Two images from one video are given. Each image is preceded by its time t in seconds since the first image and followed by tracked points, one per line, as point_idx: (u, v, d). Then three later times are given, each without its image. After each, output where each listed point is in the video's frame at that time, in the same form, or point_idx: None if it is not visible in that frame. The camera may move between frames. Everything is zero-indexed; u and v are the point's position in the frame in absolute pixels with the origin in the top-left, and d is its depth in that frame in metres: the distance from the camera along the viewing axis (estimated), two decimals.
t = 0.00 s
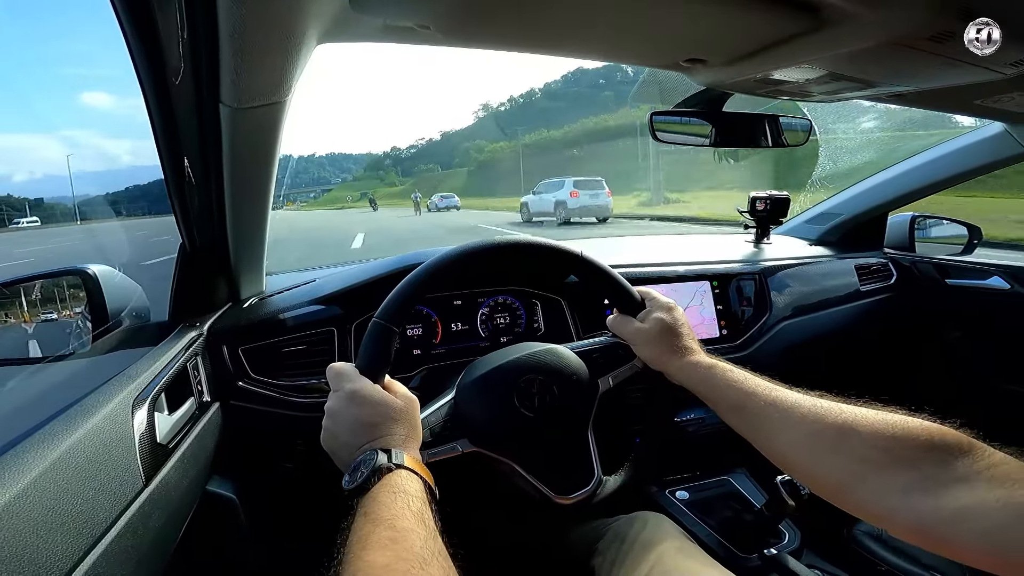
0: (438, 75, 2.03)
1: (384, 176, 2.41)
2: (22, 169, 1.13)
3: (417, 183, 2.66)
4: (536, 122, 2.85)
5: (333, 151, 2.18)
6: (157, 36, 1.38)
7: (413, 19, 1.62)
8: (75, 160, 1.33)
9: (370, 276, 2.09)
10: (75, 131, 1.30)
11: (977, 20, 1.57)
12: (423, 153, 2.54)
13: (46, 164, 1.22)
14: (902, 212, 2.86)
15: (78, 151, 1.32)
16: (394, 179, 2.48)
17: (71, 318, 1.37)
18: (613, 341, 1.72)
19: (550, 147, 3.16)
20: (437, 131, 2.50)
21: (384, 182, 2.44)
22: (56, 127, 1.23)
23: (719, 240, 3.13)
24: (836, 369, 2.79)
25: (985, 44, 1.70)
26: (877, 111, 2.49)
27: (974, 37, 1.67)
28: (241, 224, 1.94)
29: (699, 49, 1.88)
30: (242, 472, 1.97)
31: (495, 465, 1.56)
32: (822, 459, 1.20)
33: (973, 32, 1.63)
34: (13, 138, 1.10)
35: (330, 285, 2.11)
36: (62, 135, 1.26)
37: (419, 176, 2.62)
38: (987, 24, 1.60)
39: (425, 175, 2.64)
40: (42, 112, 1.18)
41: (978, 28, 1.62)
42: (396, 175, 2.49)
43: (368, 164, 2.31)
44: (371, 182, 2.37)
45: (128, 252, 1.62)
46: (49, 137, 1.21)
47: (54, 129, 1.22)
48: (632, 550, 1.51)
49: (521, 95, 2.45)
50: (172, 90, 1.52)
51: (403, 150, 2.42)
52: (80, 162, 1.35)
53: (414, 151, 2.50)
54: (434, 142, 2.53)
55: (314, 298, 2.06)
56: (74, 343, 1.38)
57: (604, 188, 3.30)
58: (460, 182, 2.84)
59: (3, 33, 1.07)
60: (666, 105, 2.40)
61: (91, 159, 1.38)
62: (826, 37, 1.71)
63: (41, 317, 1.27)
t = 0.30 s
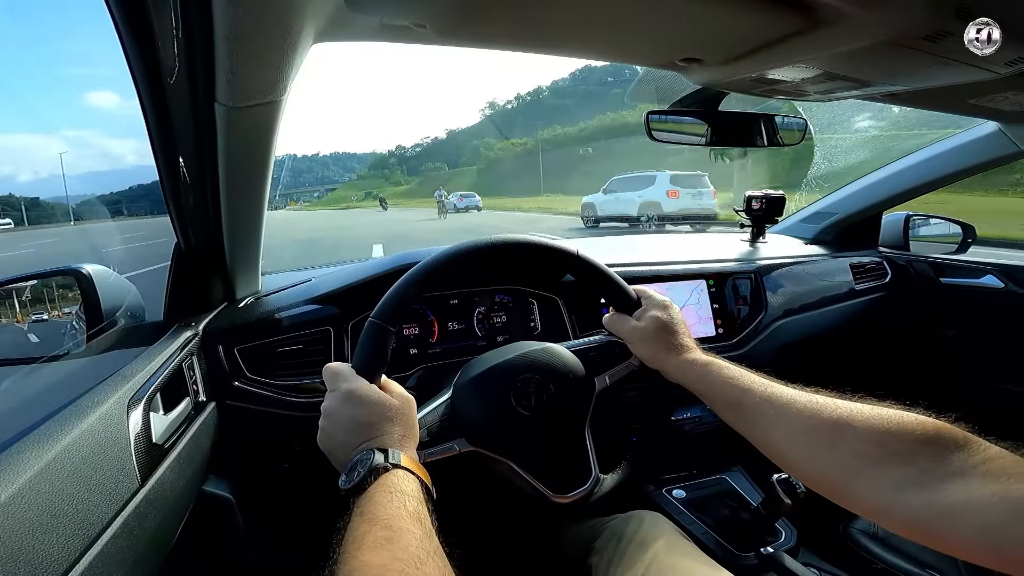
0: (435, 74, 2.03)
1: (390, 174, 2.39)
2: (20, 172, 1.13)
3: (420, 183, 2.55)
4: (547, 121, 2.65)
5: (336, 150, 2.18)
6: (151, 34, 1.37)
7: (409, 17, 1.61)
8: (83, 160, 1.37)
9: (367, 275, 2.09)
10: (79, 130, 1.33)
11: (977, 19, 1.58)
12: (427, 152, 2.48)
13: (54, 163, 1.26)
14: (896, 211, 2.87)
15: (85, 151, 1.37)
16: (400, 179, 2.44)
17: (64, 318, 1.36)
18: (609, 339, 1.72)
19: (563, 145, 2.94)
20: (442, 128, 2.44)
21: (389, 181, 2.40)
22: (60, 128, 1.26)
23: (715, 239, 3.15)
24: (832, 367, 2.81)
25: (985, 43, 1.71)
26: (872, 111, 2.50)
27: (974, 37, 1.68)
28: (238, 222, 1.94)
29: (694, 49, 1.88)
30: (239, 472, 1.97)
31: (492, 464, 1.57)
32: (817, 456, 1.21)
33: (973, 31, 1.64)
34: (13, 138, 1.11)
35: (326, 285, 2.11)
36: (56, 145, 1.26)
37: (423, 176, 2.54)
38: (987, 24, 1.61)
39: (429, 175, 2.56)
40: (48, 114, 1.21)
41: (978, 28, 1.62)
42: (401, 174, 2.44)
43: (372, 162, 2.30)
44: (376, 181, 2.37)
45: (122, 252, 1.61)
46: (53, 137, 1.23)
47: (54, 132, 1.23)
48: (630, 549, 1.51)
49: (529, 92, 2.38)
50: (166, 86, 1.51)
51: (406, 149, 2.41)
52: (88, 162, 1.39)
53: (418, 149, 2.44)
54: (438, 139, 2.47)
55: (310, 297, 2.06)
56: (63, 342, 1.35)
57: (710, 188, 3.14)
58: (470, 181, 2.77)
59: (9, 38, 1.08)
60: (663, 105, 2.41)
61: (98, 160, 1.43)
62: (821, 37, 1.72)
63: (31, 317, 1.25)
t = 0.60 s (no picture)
0: (434, 74, 2.02)
1: (396, 173, 2.38)
2: (4, 167, 1.12)
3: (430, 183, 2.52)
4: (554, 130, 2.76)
5: (340, 149, 2.21)
6: (144, 36, 1.38)
7: (405, 17, 1.61)
8: (91, 159, 1.43)
9: (364, 276, 2.08)
10: (88, 130, 1.40)
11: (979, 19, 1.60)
12: (434, 151, 2.45)
13: (66, 163, 1.33)
14: (891, 208, 2.89)
15: (91, 152, 1.42)
16: (406, 178, 2.42)
17: (59, 321, 1.36)
18: (606, 337, 1.73)
19: (581, 141, 2.89)
20: (449, 127, 2.43)
21: (395, 181, 2.40)
22: (71, 128, 1.33)
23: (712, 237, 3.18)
24: (828, 364, 2.82)
25: (986, 44, 1.73)
26: (867, 108, 2.51)
27: (975, 37, 1.70)
28: (235, 223, 1.94)
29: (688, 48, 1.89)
30: (238, 473, 1.97)
31: (491, 464, 1.57)
32: (816, 453, 1.21)
33: (974, 31, 1.67)
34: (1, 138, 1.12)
35: (323, 285, 2.10)
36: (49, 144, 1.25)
37: (432, 175, 2.50)
38: (988, 24, 1.63)
39: (439, 173, 2.51)
40: (62, 111, 1.28)
41: (979, 28, 1.65)
42: (408, 173, 2.42)
43: (377, 161, 2.31)
44: (380, 181, 2.36)
45: (117, 253, 1.60)
46: (62, 138, 1.30)
47: (67, 129, 1.31)
48: (629, 547, 1.52)
49: (536, 91, 2.41)
50: (160, 87, 1.51)
51: (412, 146, 2.37)
52: (95, 160, 1.45)
53: (424, 148, 2.41)
54: (446, 138, 2.45)
55: (307, 298, 2.05)
56: (56, 346, 1.34)
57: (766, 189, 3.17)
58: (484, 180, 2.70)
59: (18, 39, 1.12)
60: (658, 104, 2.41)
61: (105, 160, 1.49)
62: (814, 35, 1.73)
63: (23, 319, 1.23)
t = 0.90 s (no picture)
0: (428, 78, 2.02)
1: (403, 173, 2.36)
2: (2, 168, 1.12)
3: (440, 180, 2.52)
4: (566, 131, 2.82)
5: (345, 149, 2.21)
6: (138, 40, 1.40)
7: (399, 20, 1.61)
8: (98, 159, 1.47)
9: (360, 279, 2.08)
10: (96, 130, 1.46)
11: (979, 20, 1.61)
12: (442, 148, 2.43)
13: (71, 162, 1.36)
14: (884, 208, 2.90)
15: (99, 152, 1.47)
16: (413, 177, 2.41)
17: (53, 327, 1.35)
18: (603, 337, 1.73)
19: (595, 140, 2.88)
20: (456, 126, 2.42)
21: (404, 181, 2.39)
22: (76, 127, 1.37)
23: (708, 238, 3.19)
24: (825, 364, 2.83)
25: (985, 43, 1.74)
26: (859, 109, 2.53)
27: (974, 37, 1.71)
28: (230, 227, 1.94)
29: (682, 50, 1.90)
30: (235, 478, 1.96)
31: (491, 467, 1.57)
32: (811, 449, 1.21)
33: (974, 31, 1.67)
34: None
35: (319, 289, 2.10)
36: (38, 143, 1.24)
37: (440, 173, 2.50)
38: (987, 24, 1.64)
39: (448, 171, 2.50)
40: (72, 113, 1.35)
41: (978, 28, 1.65)
42: (416, 171, 2.41)
43: (382, 160, 2.29)
44: (387, 180, 2.34)
45: (110, 258, 1.60)
46: (69, 137, 1.34)
47: (75, 130, 1.36)
48: (628, 549, 1.52)
49: (545, 87, 2.35)
50: (153, 91, 1.52)
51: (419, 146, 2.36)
52: (101, 161, 1.49)
53: (431, 146, 2.40)
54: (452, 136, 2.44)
55: (303, 302, 2.05)
56: (48, 352, 1.31)
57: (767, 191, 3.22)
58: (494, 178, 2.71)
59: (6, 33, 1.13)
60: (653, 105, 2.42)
61: (111, 159, 1.53)
62: (807, 36, 1.74)
63: (15, 327, 1.21)
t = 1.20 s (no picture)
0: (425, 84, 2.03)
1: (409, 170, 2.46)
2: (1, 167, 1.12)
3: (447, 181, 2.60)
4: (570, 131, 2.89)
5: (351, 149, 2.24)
6: (133, 37, 1.36)
7: (397, 26, 1.62)
8: (101, 159, 1.51)
9: (356, 285, 2.07)
10: (102, 130, 1.49)
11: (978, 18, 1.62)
12: (448, 148, 2.51)
13: (76, 160, 1.40)
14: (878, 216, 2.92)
15: (105, 151, 1.51)
16: (422, 176, 2.51)
17: (43, 332, 1.33)
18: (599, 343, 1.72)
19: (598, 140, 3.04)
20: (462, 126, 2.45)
21: (411, 179, 2.50)
22: (81, 127, 1.40)
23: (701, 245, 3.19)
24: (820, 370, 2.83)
25: (985, 43, 1.74)
26: (852, 116, 2.56)
27: (974, 37, 1.71)
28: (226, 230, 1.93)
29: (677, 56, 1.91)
30: (228, 483, 1.94)
31: (487, 473, 1.56)
32: (806, 453, 1.21)
33: (973, 31, 1.68)
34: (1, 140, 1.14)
35: (314, 294, 2.09)
36: (32, 141, 1.25)
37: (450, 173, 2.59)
38: (987, 23, 1.65)
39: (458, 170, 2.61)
40: (77, 114, 1.38)
41: (978, 28, 1.66)
42: (424, 170, 2.50)
43: (389, 158, 2.37)
44: (395, 177, 2.45)
45: (105, 260, 1.58)
46: (75, 136, 1.39)
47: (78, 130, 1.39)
48: (625, 554, 1.51)
49: (555, 87, 2.33)
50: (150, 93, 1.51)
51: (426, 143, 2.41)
52: (106, 160, 1.53)
53: (437, 146, 2.46)
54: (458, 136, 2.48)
55: (298, 307, 2.03)
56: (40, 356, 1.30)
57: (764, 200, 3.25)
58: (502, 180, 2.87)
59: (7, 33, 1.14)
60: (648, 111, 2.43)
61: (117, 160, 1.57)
62: (802, 42, 1.75)
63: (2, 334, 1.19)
